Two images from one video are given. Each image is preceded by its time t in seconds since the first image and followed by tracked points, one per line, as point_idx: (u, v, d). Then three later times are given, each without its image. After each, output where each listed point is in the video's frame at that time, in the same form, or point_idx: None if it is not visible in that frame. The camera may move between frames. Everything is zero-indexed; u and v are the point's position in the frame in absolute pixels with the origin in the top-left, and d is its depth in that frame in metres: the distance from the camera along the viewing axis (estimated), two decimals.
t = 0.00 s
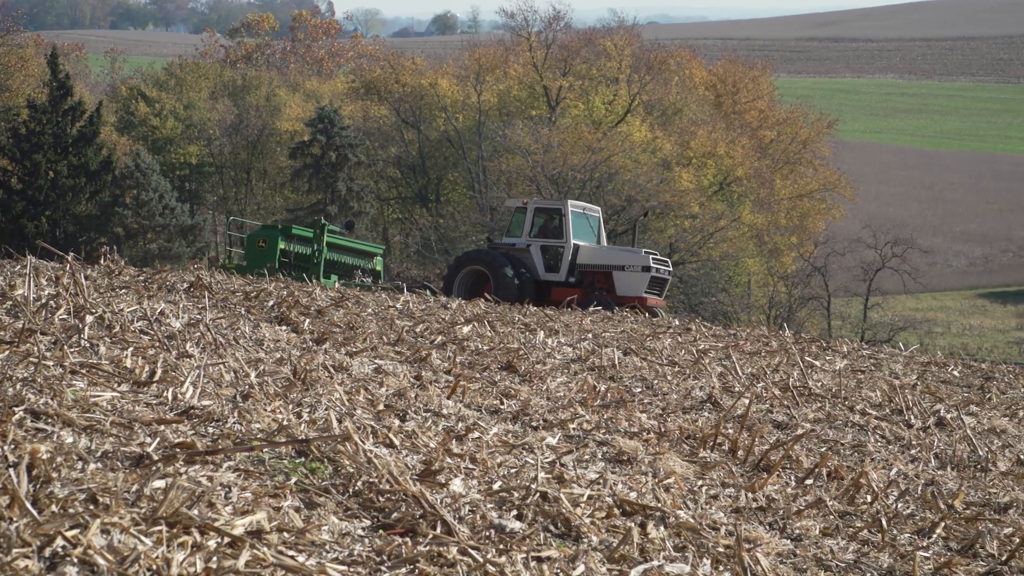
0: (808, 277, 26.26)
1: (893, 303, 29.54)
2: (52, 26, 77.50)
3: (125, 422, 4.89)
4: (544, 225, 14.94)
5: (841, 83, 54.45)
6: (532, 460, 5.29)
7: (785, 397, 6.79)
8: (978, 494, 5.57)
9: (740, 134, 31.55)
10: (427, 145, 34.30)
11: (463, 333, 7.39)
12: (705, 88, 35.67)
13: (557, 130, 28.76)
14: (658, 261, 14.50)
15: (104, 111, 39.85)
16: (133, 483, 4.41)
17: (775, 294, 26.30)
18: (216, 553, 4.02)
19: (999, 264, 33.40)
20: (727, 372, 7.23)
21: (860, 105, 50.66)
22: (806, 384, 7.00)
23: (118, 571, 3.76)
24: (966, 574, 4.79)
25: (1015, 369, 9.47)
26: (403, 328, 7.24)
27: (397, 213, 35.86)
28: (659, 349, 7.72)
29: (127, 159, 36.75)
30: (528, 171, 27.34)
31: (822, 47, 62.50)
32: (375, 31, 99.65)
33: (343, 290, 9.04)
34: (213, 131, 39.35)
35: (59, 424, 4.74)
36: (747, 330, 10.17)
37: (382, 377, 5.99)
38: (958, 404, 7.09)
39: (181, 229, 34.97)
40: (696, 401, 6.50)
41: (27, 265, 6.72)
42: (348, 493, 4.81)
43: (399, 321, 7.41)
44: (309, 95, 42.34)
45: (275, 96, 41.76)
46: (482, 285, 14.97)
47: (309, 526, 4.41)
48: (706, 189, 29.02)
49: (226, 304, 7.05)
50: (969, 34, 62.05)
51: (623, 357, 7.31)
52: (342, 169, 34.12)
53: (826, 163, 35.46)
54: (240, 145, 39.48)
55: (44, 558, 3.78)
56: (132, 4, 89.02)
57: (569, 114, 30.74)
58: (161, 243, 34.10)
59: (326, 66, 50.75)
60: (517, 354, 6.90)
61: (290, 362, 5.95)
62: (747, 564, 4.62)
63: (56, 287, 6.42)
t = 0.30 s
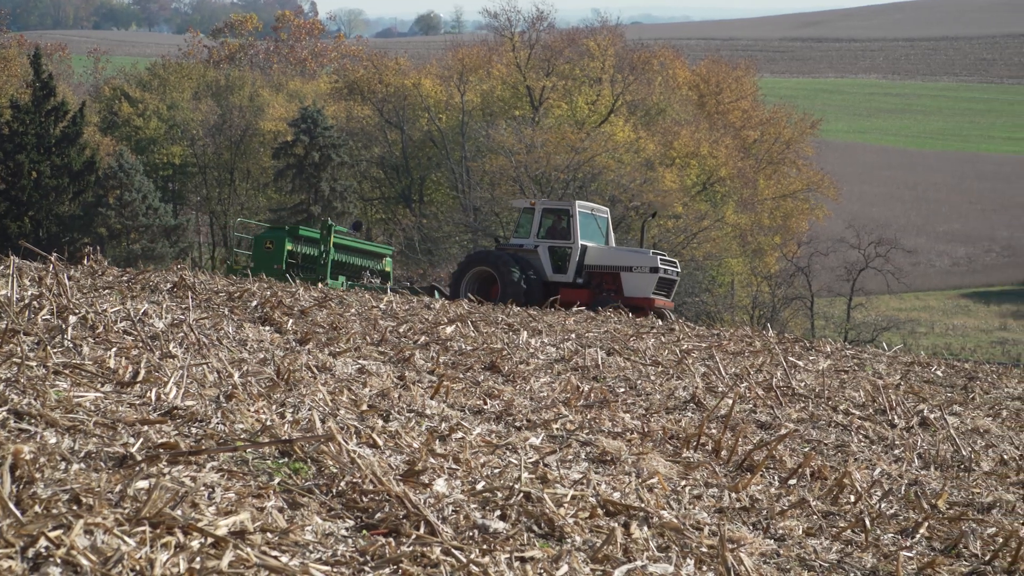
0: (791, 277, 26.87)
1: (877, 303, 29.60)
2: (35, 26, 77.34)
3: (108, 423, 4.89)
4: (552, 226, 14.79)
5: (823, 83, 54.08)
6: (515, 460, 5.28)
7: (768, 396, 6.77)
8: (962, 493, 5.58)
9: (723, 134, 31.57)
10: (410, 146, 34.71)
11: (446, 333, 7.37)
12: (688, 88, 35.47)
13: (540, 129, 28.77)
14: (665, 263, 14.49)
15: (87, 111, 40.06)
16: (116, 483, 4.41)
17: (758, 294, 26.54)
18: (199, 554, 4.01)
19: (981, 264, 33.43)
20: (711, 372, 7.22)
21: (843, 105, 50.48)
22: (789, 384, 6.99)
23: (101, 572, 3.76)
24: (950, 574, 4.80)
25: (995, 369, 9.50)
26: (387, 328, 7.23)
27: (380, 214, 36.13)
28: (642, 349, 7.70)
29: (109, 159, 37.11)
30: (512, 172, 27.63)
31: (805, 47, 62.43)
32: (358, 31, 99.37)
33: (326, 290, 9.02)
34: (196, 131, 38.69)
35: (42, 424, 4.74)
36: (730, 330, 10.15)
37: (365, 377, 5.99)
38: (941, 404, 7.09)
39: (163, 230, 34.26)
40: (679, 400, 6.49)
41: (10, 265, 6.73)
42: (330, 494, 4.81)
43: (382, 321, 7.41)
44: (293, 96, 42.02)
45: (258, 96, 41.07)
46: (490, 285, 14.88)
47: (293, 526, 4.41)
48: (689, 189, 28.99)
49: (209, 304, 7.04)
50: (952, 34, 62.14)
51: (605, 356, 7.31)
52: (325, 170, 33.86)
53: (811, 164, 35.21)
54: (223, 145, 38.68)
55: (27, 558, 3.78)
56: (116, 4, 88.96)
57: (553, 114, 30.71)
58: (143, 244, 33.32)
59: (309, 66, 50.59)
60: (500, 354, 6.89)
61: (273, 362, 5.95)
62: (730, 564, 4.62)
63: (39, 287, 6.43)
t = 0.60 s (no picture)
0: (774, 277, 27.25)
1: (859, 303, 29.64)
2: (17, 27, 77.29)
3: (90, 423, 4.88)
4: (559, 227, 14.65)
5: (806, 83, 54.15)
6: (498, 460, 5.28)
7: (750, 396, 6.76)
8: (945, 493, 5.59)
9: (705, 134, 31.39)
10: (393, 146, 34.26)
11: (428, 332, 7.37)
12: (670, 88, 35.53)
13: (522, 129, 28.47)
14: (673, 264, 14.32)
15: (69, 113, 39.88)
16: (99, 483, 4.41)
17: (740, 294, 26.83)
18: (182, 554, 4.01)
19: (963, 264, 33.38)
20: (693, 372, 7.21)
21: (826, 105, 50.34)
22: (772, 384, 6.98)
23: (83, 571, 3.76)
24: (933, 574, 4.81)
25: (977, 369, 9.49)
26: (369, 328, 7.23)
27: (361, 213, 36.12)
28: (624, 349, 7.70)
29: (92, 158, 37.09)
30: (494, 172, 27.13)
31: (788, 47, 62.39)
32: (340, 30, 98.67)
33: (310, 291, 9.04)
34: (178, 131, 37.77)
35: (25, 424, 4.74)
36: (712, 330, 10.13)
37: (348, 377, 5.99)
38: (924, 404, 7.09)
39: (147, 230, 34.20)
40: (661, 400, 6.49)
41: None
42: (313, 494, 4.81)
43: (364, 321, 7.40)
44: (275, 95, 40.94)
45: (241, 96, 40.01)
46: (496, 287, 14.72)
47: (275, 526, 4.41)
48: (672, 189, 28.59)
49: (191, 304, 7.06)
50: (934, 33, 62.22)
51: (587, 356, 7.30)
52: (307, 169, 33.72)
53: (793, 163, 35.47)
54: (205, 145, 37.91)
55: (10, 559, 3.78)
56: (98, 5, 88.96)
57: (535, 114, 30.48)
58: (126, 244, 33.36)
59: (292, 66, 50.34)
60: (482, 355, 6.89)
61: (256, 362, 5.94)
62: (712, 564, 4.62)
63: (22, 287, 6.44)
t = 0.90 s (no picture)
0: (752, 275, 27.17)
1: (837, 301, 29.86)
2: None
3: (68, 422, 4.87)
4: (562, 227, 14.35)
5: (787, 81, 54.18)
6: (476, 459, 5.28)
7: (728, 394, 6.76)
8: (923, 491, 5.60)
9: (683, 133, 31.32)
10: (371, 144, 34.19)
11: (406, 331, 7.36)
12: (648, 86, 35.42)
13: (502, 127, 28.31)
14: (676, 265, 13.89)
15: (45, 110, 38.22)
16: (77, 482, 4.41)
17: (718, 293, 27.17)
18: (160, 553, 4.02)
19: (940, 263, 33.30)
20: (671, 370, 7.21)
21: (804, 102, 50.45)
22: (750, 383, 6.97)
23: (61, 570, 3.75)
24: (910, 572, 4.83)
25: (954, 366, 9.50)
26: (348, 326, 7.22)
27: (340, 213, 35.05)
28: (603, 347, 7.69)
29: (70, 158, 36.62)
30: (472, 170, 26.92)
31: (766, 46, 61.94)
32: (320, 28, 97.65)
33: (288, 289, 9.03)
34: (156, 130, 36.96)
35: (3, 424, 4.74)
36: (691, 328, 10.11)
37: (326, 375, 5.98)
38: (902, 402, 7.10)
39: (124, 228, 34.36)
40: (639, 399, 6.48)
41: None
42: (291, 492, 4.80)
43: (342, 320, 7.38)
44: (252, 96, 39.69)
45: (219, 95, 38.77)
46: (499, 287, 14.48)
47: (253, 525, 4.41)
48: (650, 187, 29.03)
49: (169, 302, 7.06)
50: (916, 32, 61.57)
51: (566, 354, 7.28)
52: (285, 169, 33.23)
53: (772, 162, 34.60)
54: (183, 143, 37.02)
55: None
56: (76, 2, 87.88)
57: (514, 112, 30.96)
58: (104, 242, 33.42)
59: (269, 64, 49.77)
60: (460, 352, 6.87)
61: (234, 361, 5.93)
62: (691, 563, 4.61)
63: None
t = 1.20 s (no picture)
0: (728, 272, 27.56)
1: (812, 300, 29.82)
2: None
3: (43, 421, 4.87)
4: (562, 227, 14.32)
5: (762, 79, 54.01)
6: (450, 457, 5.28)
7: (703, 392, 6.76)
8: (898, 489, 5.61)
9: (658, 131, 31.24)
10: (347, 143, 33.37)
11: (381, 329, 7.35)
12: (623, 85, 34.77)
13: (477, 124, 28.06)
14: (677, 264, 13.96)
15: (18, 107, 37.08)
16: (51, 481, 4.40)
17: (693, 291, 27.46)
18: (134, 551, 4.02)
19: (915, 260, 33.43)
20: (646, 368, 7.21)
21: (777, 100, 50.44)
22: (725, 381, 6.97)
23: (35, 569, 3.75)
24: (886, 570, 4.84)
25: (927, 364, 9.51)
26: (323, 325, 7.22)
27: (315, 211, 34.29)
28: (577, 345, 7.68)
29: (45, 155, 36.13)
30: (446, 169, 26.21)
31: (741, 45, 61.75)
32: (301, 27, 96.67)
33: (262, 288, 9.03)
34: (130, 129, 36.19)
35: None
36: (667, 326, 10.13)
37: (301, 374, 5.98)
38: (877, 400, 7.09)
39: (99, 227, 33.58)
40: (614, 397, 6.48)
41: None
42: (265, 491, 4.79)
43: (317, 319, 7.37)
44: (228, 95, 39.11)
45: (194, 94, 38.14)
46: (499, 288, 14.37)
47: (228, 523, 4.40)
48: (625, 186, 28.57)
49: (144, 301, 7.06)
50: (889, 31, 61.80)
51: (541, 353, 7.28)
52: (260, 168, 32.47)
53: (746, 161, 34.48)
54: (158, 142, 36.37)
55: None
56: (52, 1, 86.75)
57: (488, 111, 30.21)
58: (78, 241, 32.75)
59: (245, 62, 49.32)
60: (435, 351, 6.87)
61: (208, 360, 5.92)
62: (665, 561, 4.61)
63: None
